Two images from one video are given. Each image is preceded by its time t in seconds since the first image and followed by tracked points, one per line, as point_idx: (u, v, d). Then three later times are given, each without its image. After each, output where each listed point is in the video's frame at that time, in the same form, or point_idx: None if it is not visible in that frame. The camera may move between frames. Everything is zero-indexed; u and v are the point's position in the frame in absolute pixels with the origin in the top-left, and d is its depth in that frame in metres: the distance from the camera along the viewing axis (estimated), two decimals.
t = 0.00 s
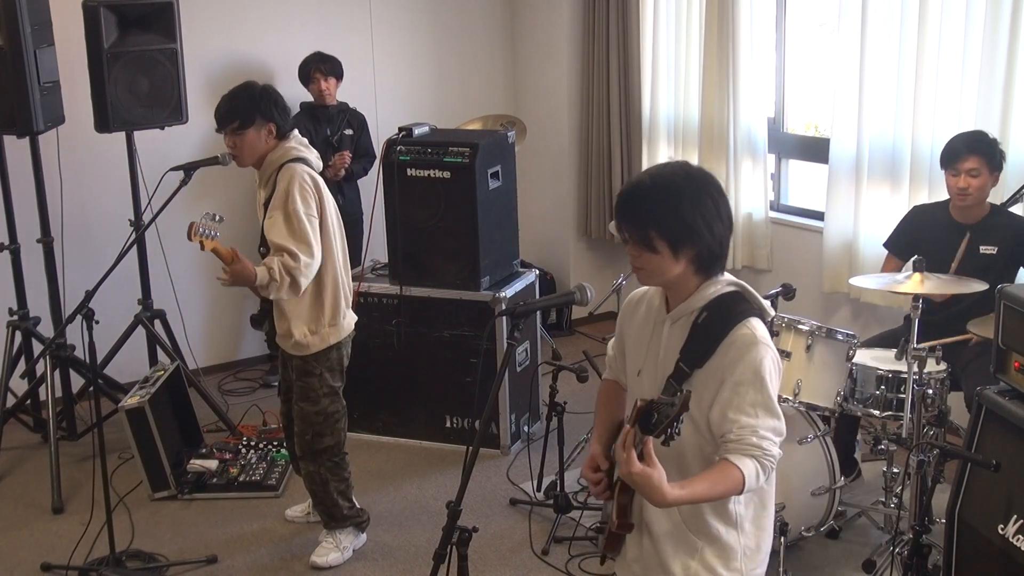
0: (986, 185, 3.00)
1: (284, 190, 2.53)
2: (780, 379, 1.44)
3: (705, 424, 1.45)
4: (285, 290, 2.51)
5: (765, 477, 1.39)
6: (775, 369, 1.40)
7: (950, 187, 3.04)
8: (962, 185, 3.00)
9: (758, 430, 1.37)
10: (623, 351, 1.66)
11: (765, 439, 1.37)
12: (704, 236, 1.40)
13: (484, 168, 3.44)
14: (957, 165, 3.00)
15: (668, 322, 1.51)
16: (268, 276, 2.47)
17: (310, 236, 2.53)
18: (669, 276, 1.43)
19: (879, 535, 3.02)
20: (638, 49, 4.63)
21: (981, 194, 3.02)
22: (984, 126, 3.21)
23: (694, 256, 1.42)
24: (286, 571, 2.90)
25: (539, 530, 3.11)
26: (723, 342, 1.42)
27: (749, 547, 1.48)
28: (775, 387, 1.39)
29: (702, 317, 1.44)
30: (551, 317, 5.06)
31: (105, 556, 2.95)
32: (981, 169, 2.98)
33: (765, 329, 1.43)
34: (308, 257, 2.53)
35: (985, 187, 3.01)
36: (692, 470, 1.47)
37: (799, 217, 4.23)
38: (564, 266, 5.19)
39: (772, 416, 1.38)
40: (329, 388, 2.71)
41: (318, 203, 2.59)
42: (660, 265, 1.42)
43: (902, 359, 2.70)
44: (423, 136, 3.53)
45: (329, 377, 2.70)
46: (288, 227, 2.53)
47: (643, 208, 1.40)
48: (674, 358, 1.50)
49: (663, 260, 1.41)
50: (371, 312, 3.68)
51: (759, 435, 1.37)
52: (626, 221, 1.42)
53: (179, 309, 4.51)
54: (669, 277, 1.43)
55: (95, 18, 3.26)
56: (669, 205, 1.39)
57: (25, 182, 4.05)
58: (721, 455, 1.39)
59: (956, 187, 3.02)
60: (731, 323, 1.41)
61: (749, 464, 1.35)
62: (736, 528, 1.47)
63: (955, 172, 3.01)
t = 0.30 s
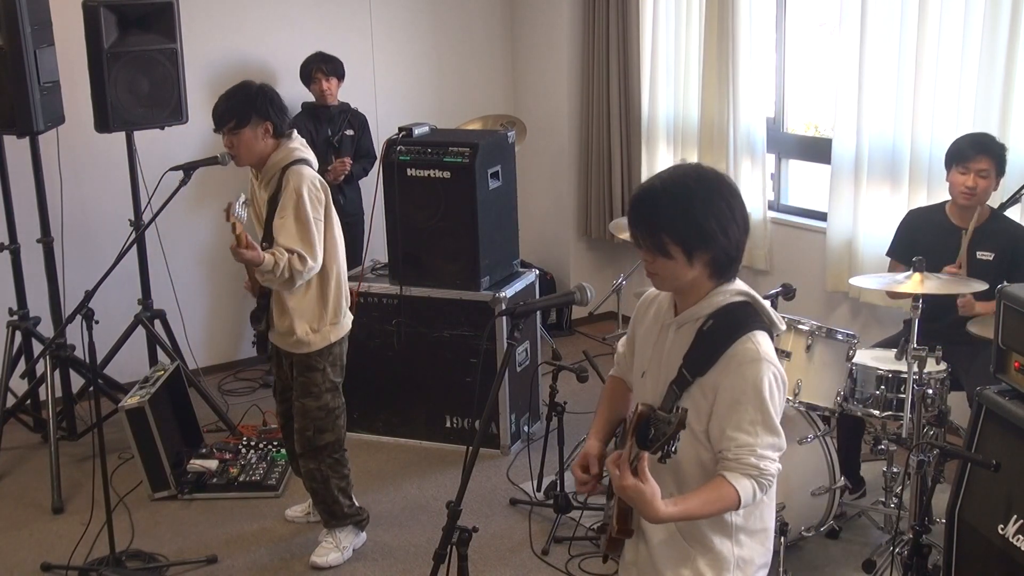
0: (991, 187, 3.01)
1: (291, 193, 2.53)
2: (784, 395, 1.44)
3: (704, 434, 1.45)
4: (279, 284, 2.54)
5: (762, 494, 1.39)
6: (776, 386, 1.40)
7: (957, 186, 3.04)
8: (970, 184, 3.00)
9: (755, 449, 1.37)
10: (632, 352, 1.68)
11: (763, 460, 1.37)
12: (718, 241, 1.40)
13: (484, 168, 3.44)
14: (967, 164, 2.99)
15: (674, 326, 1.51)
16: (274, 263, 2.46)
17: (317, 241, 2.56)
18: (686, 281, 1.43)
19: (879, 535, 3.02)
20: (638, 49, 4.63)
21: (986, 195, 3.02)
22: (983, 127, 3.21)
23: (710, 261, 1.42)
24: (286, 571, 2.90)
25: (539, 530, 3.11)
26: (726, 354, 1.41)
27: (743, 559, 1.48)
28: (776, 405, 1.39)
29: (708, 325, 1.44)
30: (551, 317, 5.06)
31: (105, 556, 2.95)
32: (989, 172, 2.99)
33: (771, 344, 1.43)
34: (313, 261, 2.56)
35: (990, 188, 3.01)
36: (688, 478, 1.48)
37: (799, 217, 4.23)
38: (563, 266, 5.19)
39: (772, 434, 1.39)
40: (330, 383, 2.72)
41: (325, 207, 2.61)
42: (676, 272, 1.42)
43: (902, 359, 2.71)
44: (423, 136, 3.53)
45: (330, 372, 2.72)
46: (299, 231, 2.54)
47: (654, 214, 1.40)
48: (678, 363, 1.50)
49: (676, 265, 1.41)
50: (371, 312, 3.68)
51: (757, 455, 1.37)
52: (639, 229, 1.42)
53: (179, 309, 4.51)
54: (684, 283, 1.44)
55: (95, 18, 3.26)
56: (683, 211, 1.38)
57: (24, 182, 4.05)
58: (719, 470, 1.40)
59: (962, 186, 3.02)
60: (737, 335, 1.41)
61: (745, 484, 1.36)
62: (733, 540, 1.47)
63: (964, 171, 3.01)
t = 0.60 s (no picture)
0: (993, 186, 3.00)
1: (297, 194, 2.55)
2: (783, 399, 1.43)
3: (698, 435, 1.45)
4: (292, 279, 2.55)
5: (745, 499, 1.39)
6: (776, 392, 1.40)
7: (958, 184, 3.03)
8: (972, 182, 2.99)
9: (746, 452, 1.37)
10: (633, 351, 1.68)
11: (753, 463, 1.37)
12: (725, 236, 1.40)
13: (484, 167, 3.44)
14: (969, 162, 2.99)
15: (676, 329, 1.51)
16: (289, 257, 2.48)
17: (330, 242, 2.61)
18: (703, 287, 1.43)
19: (879, 535, 3.02)
20: (638, 49, 4.63)
21: (988, 194, 3.01)
22: (984, 127, 3.20)
23: (720, 257, 1.41)
24: (286, 571, 2.90)
25: (539, 530, 3.11)
26: (727, 357, 1.41)
27: (744, 560, 1.48)
28: (771, 409, 1.39)
29: (710, 329, 1.44)
30: (551, 317, 5.06)
31: (105, 556, 2.95)
32: (991, 169, 2.97)
33: (773, 347, 1.42)
34: (326, 259, 2.59)
35: (992, 188, 3.00)
36: (686, 478, 1.48)
37: (799, 217, 4.22)
38: (564, 266, 5.19)
39: (764, 438, 1.39)
40: (330, 382, 2.72)
41: (325, 205, 2.64)
42: (692, 279, 1.40)
43: (902, 359, 2.71)
44: (423, 136, 3.53)
45: (329, 371, 2.71)
46: (305, 230, 2.58)
47: (657, 224, 1.38)
48: (679, 366, 1.49)
49: (694, 271, 1.40)
50: (371, 312, 3.68)
51: (748, 459, 1.37)
52: (642, 242, 1.40)
53: (179, 309, 4.51)
54: (699, 289, 1.42)
55: (95, 18, 3.26)
56: (686, 213, 1.37)
57: (25, 182, 4.05)
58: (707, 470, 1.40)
59: (964, 184, 3.01)
60: (738, 337, 1.40)
61: (734, 487, 1.36)
62: (733, 542, 1.47)
63: (966, 169, 3.00)
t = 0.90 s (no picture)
0: (985, 184, 3.00)
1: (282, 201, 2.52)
2: (782, 398, 1.44)
3: (701, 435, 1.45)
4: (265, 287, 2.55)
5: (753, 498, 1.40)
6: (776, 391, 1.40)
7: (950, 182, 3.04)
8: (962, 180, 3.01)
9: (752, 453, 1.38)
10: (631, 351, 1.68)
11: (760, 463, 1.38)
12: (718, 232, 1.40)
13: (484, 168, 3.44)
14: (959, 160, 3.01)
15: (675, 328, 1.51)
16: (252, 266, 2.47)
17: (308, 253, 2.54)
18: (699, 284, 1.42)
19: (879, 535, 3.02)
20: (638, 49, 4.63)
21: (981, 192, 3.01)
22: (984, 127, 3.21)
23: (713, 253, 1.42)
24: (286, 571, 2.90)
25: (539, 530, 3.11)
26: (726, 356, 1.41)
27: (742, 560, 1.48)
28: (774, 408, 1.39)
29: (708, 328, 1.44)
30: (551, 317, 5.06)
31: (106, 556, 2.95)
32: (981, 166, 2.98)
33: (772, 345, 1.42)
34: (300, 270, 2.53)
35: (985, 185, 3.00)
36: (684, 478, 1.48)
37: (799, 217, 4.22)
38: (563, 266, 5.19)
39: (769, 438, 1.39)
40: (324, 390, 2.70)
41: (322, 207, 2.56)
42: (686, 276, 1.40)
43: (902, 359, 2.71)
44: (423, 136, 3.53)
45: (323, 379, 2.70)
46: (282, 237, 2.53)
47: (650, 223, 1.38)
48: (678, 365, 1.49)
49: (689, 268, 1.39)
50: (371, 312, 3.68)
51: (754, 459, 1.38)
52: (635, 242, 1.40)
53: (179, 308, 4.51)
54: (695, 287, 1.42)
55: (95, 18, 3.26)
56: (678, 212, 1.38)
57: (25, 182, 4.05)
58: (713, 473, 1.40)
59: (955, 182, 3.02)
60: (737, 337, 1.40)
61: (740, 489, 1.37)
62: (731, 542, 1.47)
63: (956, 168, 3.02)
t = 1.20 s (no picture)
0: (977, 182, 3.00)
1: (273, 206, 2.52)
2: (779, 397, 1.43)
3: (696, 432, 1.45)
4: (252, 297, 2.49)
5: (741, 494, 1.39)
6: (771, 389, 1.40)
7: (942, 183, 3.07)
8: (952, 180, 3.02)
9: (743, 449, 1.37)
10: (628, 350, 1.68)
11: (749, 459, 1.37)
12: (719, 228, 1.40)
13: (484, 167, 3.44)
14: (947, 161, 3.03)
15: (673, 325, 1.51)
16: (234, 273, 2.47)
17: (293, 258, 2.51)
18: (699, 280, 1.42)
19: (879, 535, 3.02)
20: (638, 50, 4.62)
21: (973, 190, 3.02)
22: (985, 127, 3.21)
23: (715, 250, 1.42)
24: (286, 571, 2.90)
25: (539, 530, 3.11)
26: (725, 354, 1.41)
27: (741, 558, 1.48)
28: (769, 404, 1.39)
29: (707, 326, 1.43)
30: (551, 317, 5.06)
31: (106, 556, 2.95)
32: (970, 165, 2.98)
33: (769, 343, 1.42)
34: (287, 275, 2.50)
35: (977, 183, 3.00)
36: (682, 475, 1.48)
37: (799, 217, 4.22)
38: (564, 266, 5.19)
39: (760, 434, 1.38)
40: (322, 394, 2.70)
41: (313, 211, 2.55)
42: (690, 273, 1.40)
43: (903, 359, 2.71)
44: (423, 136, 3.53)
45: (320, 384, 2.69)
46: (269, 243, 2.53)
47: (652, 220, 1.38)
48: (676, 364, 1.49)
49: (692, 263, 1.39)
50: (371, 313, 3.68)
51: (744, 455, 1.37)
52: (638, 236, 1.39)
53: (179, 308, 4.51)
54: (697, 284, 1.42)
55: (95, 18, 3.26)
56: (682, 211, 1.38)
57: (25, 182, 4.05)
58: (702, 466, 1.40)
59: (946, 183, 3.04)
60: (736, 335, 1.40)
61: (728, 482, 1.36)
62: (729, 539, 1.47)
63: (946, 169, 3.04)
